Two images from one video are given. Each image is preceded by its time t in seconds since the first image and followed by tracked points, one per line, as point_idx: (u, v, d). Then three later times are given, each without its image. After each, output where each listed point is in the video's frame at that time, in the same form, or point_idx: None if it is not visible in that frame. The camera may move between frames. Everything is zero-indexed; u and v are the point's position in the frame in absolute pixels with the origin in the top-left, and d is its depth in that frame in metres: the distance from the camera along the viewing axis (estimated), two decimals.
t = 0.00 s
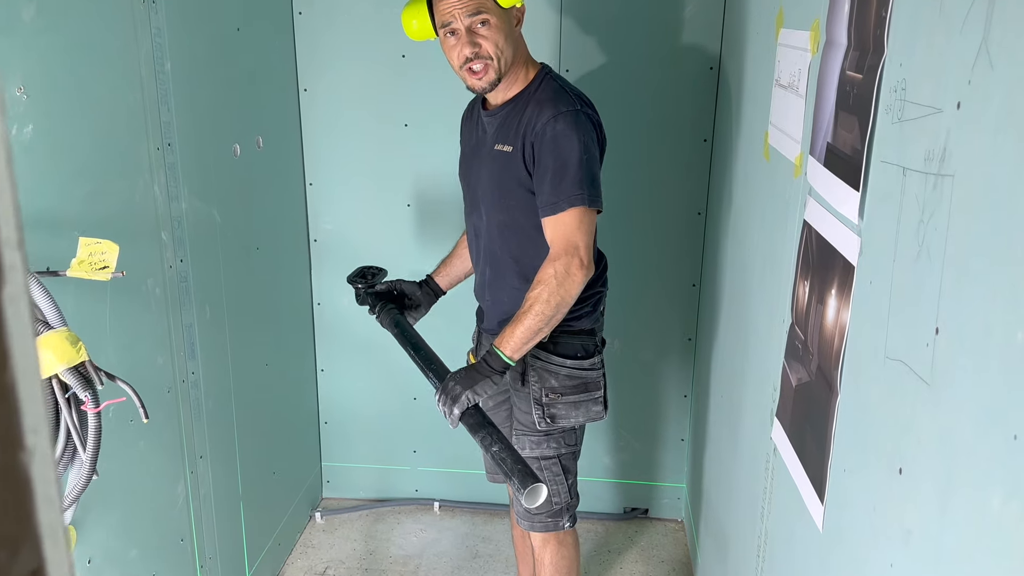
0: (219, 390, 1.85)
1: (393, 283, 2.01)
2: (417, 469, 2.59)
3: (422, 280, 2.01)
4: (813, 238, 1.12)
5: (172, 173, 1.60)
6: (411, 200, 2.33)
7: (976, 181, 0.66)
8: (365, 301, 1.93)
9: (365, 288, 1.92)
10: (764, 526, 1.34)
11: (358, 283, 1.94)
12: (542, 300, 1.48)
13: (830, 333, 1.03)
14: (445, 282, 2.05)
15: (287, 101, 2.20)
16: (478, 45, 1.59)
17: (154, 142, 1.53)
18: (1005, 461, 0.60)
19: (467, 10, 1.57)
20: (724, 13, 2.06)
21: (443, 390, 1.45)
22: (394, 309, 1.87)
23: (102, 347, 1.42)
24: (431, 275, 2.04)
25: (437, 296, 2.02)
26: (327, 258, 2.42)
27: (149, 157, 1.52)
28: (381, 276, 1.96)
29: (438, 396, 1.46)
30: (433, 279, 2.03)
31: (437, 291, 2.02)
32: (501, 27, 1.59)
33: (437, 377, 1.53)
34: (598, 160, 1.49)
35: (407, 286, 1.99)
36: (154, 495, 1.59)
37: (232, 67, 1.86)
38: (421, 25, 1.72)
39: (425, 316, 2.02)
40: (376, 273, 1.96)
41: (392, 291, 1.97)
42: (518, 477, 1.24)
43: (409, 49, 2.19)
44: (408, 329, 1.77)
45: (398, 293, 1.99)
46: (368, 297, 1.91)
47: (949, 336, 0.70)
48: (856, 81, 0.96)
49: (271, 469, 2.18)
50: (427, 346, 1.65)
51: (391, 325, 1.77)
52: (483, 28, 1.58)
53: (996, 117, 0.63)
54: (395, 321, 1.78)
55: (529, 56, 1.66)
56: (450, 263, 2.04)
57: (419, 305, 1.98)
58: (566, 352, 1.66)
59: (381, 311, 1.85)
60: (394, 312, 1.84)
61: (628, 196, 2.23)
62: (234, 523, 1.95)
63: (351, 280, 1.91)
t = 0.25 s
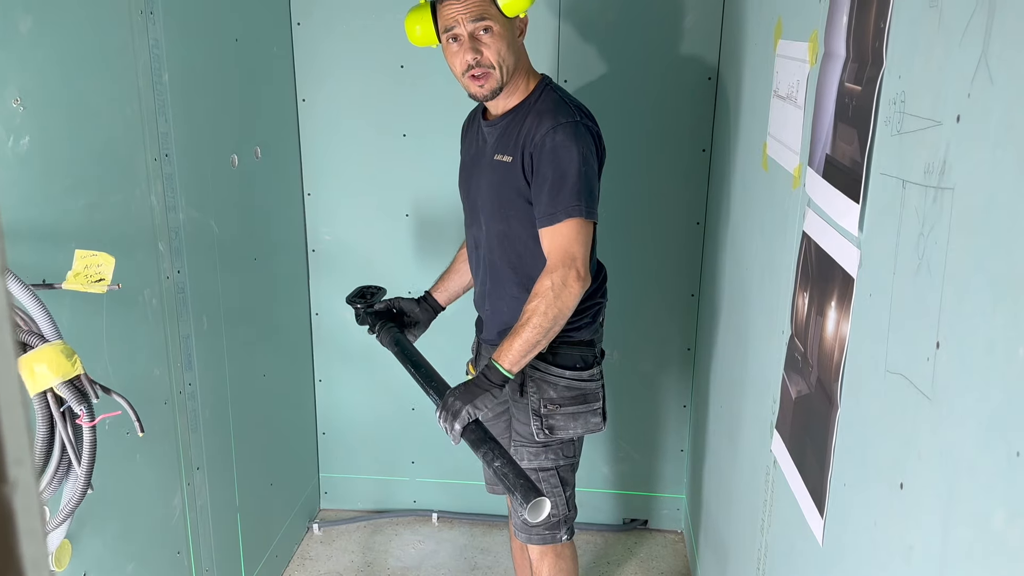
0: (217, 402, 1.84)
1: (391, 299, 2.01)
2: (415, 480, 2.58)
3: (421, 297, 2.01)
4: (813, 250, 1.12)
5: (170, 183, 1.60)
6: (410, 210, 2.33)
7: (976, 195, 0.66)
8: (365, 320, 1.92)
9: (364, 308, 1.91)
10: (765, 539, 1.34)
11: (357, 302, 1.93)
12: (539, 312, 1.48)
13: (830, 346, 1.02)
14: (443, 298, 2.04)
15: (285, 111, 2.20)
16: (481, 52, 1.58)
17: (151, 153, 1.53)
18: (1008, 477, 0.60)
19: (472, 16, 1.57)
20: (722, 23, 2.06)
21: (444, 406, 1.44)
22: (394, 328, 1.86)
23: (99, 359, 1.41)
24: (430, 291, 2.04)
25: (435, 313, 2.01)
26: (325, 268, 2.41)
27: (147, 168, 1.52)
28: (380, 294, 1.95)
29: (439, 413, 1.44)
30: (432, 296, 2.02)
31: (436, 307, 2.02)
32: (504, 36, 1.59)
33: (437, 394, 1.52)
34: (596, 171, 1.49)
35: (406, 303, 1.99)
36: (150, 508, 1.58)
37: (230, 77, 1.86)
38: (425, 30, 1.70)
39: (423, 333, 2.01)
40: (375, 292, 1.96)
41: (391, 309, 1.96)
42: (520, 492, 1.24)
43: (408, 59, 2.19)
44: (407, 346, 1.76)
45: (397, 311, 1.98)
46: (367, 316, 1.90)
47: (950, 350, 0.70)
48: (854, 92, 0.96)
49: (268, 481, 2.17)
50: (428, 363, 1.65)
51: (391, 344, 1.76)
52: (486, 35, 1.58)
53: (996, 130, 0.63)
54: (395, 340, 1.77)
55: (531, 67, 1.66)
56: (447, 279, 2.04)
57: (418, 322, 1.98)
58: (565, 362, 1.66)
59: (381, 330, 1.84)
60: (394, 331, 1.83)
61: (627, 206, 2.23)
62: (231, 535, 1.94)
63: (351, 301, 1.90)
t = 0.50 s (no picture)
0: (214, 418, 1.83)
1: (397, 318, 2.01)
2: (413, 495, 2.57)
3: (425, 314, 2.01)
4: (812, 267, 1.11)
5: (168, 200, 1.60)
6: (408, 225, 2.33)
7: (978, 219, 0.66)
8: (369, 339, 1.91)
9: (370, 327, 1.90)
10: (766, 558, 1.33)
11: (362, 320, 1.93)
12: (541, 330, 1.48)
13: (830, 364, 1.02)
14: (448, 314, 2.04)
15: (284, 126, 2.20)
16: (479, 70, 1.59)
17: (150, 169, 1.53)
18: (1011, 504, 0.59)
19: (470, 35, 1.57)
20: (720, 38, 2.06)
21: (446, 426, 1.44)
22: (399, 347, 1.86)
23: (96, 376, 1.40)
24: (434, 308, 2.04)
25: (441, 330, 2.01)
26: (323, 282, 2.41)
27: (145, 185, 1.52)
28: (385, 312, 1.95)
29: (442, 432, 1.45)
30: (437, 313, 2.02)
31: (441, 324, 2.02)
32: (502, 53, 1.59)
33: (440, 415, 1.52)
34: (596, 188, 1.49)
35: (410, 321, 1.99)
36: (146, 526, 1.57)
37: (229, 93, 1.86)
38: (424, 47, 1.71)
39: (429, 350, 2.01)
40: (380, 310, 1.96)
41: (396, 327, 1.97)
42: (523, 513, 1.23)
43: (406, 74, 2.20)
44: (411, 366, 1.76)
45: (401, 329, 1.99)
46: (372, 335, 1.90)
47: (951, 373, 0.70)
48: (852, 112, 0.96)
49: (265, 497, 2.16)
50: (432, 383, 1.65)
51: (396, 364, 1.76)
52: (485, 52, 1.58)
53: (996, 154, 0.63)
54: (400, 360, 1.77)
55: (531, 83, 1.66)
56: (453, 296, 2.03)
57: (424, 339, 1.98)
58: (565, 379, 1.65)
59: (387, 349, 1.84)
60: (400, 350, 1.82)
61: (625, 221, 2.23)
62: (228, 552, 1.93)
63: (356, 320, 1.90)
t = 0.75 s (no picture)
0: (211, 435, 1.82)
1: (395, 333, 2.01)
2: (411, 511, 2.56)
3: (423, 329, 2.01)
4: (811, 286, 1.11)
5: (166, 217, 1.59)
6: (406, 240, 2.33)
7: (978, 242, 0.65)
8: (368, 354, 1.90)
9: (368, 343, 1.89)
10: None
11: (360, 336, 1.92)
12: (539, 347, 1.47)
13: (830, 384, 1.02)
14: (446, 330, 2.03)
15: (283, 142, 2.20)
16: (479, 89, 1.59)
17: (148, 187, 1.53)
18: (1013, 532, 0.59)
19: (469, 54, 1.58)
20: (717, 54, 2.07)
21: (443, 442, 1.44)
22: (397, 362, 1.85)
23: (93, 395, 1.40)
24: (432, 323, 2.03)
25: (439, 345, 2.01)
26: (321, 297, 2.40)
27: (143, 202, 1.51)
28: (383, 327, 1.95)
29: (438, 448, 1.44)
30: (435, 328, 2.02)
31: (440, 339, 2.01)
32: (502, 71, 1.59)
33: (437, 431, 1.51)
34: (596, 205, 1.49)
35: (409, 336, 1.98)
36: (142, 546, 1.55)
37: (227, 109, 1.86)
38: (424, 67, 1.71)
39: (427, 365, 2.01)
40: (378, 325, 1.95)
41: (394, 343, 1.96)
42: (518, 533, 1.22)
43: (405, 90, 2.20)
44: (409, 383, 1.75)
45: (399, 344, 1.98)
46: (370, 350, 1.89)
47: (952, 396, 0.69)
48: (851, 131, 0.96)
49: (262, 514, 2.15)
50: (429, 399, 1.64)
51: (393, 379, 1.75)
52: (484, 70, 1.59)
53: (997, 178, 0.63)
54: (397, 375, 1.76)
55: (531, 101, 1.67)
56: (451, 311, 2.03)
57: (422, 355, 1.97)
58: (564, 395, 1.65)
59: (385, 365, 1.83)
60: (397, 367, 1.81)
61: (624, 236, 2.23)
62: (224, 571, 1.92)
63: (354, 335, 1.89)
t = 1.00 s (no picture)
0: (207, 452, 1.81)
1: (391, 347, 1.99)
2: (408, 528, 2.54)
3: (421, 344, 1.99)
4: (812, 304, 1.10)
5: (163, 233, 1.59)
6: (404, 254, 2.32)
7: (983, 264, 0.65)
8: (364, 368, 1.89)
9: (364, 357, 1.88)
10: None
11: (357, 350, 1.90)
12: (539, 364, 1.46)
13: (832, 404, 1.01)
14: (444, 345, 2.02)
15: (280, 157, 2.20)
16: (478, 106, 1.59)
17: (145, 204, 1.52)
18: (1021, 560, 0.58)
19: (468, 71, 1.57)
20: (715, 70, 2.07)
21: (441, 460, 1.42)
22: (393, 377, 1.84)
23: (88, 413, 1.39)
24: (430, 338, 2.02)
25: (437, 360, 1.99)
26: (319, 312, 2.40)
27: (140, 219, 1.51)
28: (381, 342, 1.93)
29: (437, 466, 1.43)
30: (432, 343, 2.01)
31: (437, 355, 2.00)
32: (501, 88, 1.59)
33: (434, 448, 1.50)
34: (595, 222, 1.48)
35: (406, 351, 1.97)
36: (137, 566, 1.54)
37: (225, 125, 1.86)
38: (424, 84, 1.71)
39: (423, 381, 1.99)
40: (376, 339, 1.94)
41: (392, 358, 1.95)
42: (518, 554, 1.21)
43: (403, 105, 2.20)
44: (407, 398, 1.74)
45: (396, 359, 1.96)
46: (367, 364, 1.88)
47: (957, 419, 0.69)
48: (852, 150, 0.96)
49: (259, 532, 2.14)
50: (426, 415, 1.62)
51: (390, 394, 1.74)
52: (484, 88, 1.58)
53: (1000, 201, 0.62)
54: (394, 390, 1.75)
55: (529, 118, 1.66)
56: (448, 326, 2.02)
57: (419, 370, 1.96)
58: (563, 413, 1.64)
59: (381, 380, 1.82)
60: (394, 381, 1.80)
61: (622, 252, 2.23)
62: None
63: (351, 349, 1.88)
